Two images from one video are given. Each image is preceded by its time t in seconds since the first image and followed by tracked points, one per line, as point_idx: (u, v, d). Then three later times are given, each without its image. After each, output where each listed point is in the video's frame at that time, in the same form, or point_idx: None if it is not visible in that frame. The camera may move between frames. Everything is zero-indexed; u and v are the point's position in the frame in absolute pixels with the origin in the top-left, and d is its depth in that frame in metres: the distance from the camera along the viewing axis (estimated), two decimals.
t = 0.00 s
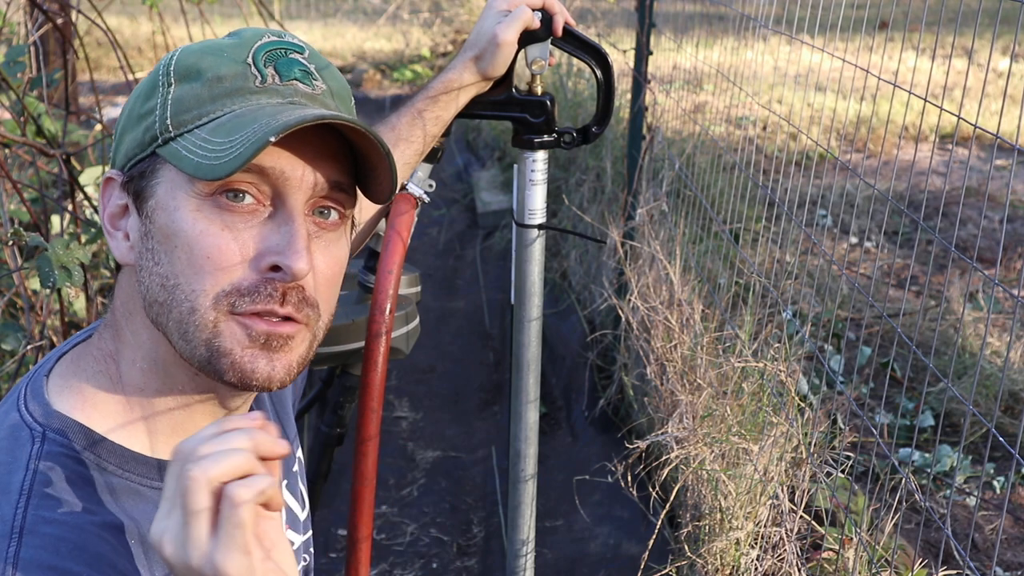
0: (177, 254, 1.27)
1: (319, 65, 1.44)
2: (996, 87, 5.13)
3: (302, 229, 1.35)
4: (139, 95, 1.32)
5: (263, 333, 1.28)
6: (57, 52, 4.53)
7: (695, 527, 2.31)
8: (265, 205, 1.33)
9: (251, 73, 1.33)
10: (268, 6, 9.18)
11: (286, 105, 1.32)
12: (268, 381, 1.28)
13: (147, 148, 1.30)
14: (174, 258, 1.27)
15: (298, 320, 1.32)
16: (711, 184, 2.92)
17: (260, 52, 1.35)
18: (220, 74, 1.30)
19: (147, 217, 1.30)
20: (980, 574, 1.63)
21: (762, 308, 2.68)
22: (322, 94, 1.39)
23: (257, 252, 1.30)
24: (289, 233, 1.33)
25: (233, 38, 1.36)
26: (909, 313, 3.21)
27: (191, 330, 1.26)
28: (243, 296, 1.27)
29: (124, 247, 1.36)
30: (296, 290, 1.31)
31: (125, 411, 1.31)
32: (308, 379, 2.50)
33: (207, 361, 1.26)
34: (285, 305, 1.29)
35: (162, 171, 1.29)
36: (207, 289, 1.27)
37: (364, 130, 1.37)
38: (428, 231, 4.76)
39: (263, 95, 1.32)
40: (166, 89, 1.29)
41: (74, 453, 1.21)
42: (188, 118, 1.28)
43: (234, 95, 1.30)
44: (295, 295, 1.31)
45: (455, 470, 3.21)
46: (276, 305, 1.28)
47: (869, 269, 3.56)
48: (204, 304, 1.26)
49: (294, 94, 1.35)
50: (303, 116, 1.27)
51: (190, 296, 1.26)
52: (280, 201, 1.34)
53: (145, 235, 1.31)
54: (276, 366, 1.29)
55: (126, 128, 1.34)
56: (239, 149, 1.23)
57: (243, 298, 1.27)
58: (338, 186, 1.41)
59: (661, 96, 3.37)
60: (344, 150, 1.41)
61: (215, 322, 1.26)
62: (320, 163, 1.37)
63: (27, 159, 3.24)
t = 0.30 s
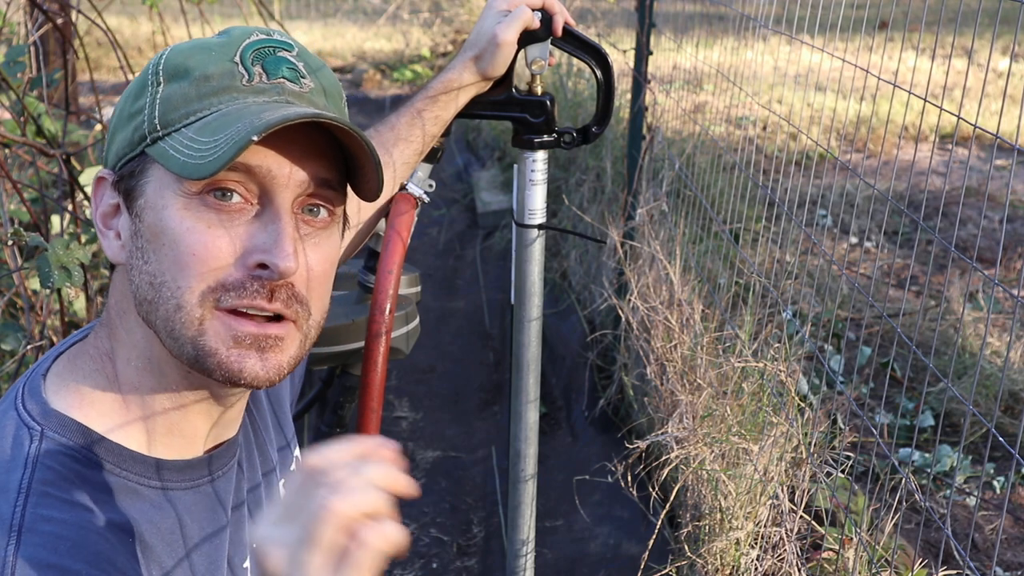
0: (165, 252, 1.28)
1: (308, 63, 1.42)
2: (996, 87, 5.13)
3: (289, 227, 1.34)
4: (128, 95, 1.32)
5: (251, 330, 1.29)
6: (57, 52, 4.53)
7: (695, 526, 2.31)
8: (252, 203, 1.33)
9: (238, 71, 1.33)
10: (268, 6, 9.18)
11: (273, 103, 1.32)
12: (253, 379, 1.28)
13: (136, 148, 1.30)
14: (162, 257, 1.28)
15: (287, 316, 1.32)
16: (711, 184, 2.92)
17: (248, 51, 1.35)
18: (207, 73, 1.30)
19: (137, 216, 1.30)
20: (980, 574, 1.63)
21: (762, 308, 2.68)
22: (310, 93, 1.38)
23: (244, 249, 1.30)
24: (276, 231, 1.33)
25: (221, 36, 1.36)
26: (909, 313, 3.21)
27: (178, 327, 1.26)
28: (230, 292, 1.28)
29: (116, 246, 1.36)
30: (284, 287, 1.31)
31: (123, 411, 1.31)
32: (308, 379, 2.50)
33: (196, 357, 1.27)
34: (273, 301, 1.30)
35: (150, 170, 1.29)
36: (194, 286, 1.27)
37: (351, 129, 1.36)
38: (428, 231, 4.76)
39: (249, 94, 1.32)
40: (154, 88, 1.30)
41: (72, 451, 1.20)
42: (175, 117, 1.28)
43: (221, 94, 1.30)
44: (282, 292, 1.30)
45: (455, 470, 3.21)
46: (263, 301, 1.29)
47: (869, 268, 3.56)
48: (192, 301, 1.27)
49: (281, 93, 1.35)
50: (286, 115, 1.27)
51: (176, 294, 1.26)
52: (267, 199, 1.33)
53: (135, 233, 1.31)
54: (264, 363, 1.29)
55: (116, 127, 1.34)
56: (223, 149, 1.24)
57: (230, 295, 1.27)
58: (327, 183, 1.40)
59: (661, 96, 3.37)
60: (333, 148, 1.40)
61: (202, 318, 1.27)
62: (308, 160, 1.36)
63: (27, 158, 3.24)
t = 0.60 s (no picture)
0: (164, 257, 1.28)
1: (313, 69, 1.41)
2: (996, 87, 5.13)
3: (288, 236, 1.33)
4: (132, 95, 1.32)
5: (248, 340, 1.27)
6: (58, 52, 4.53)
7: (695, 526, 2.31)
8: (252, 211, 1.32)
9: (242, 78, 1.32)
10: (268, 7, 9.18)
11: (275, 113, 1.31)
12: (252, 386, 1.28)
13: (138, 150, 1.30)
14: (161, 262, 1.28)
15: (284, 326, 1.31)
16: (711, 184, 2.92)
17: (252, 56, 1.34)
18: (211, 77, 1.30)
19: (137, 219, 1.31)
20: (980, 574, 1.63)
21: (762, 308, 2.68)
22: (314, 101, 1.37)
23: (243, 257, 1.30)
24: (275, 239, 1.32)
25: (228, 38, 1.35)
26: (909, 313, 3.21)
27: (175, 333, 1.27)
28: (229, 302, 1.27)
29: (116, 247, 1.36)
30: (281, 298, 1.30)
31: (122, 411, 1.31)
32: (308, 379, 2.50)
33: (193, 364, 1.27)
34: (269, 312, 1.28)
35: (151, 174, 1.30)
36: (192, 292, 1.27)
37: (352, 141, 1.35)
38: (428, 231, 4.76)
39: (253, 101, 1.31)
40: (157, 91, 1.29)
41: (71, 452, 1.21)
42: (177, 122, 1.28)
43: (223, 101, 1.30)
44: (279, 302, 1.29)
45: (455, 470, 3.21)
46: (259, 312, 1.28)
47: (869, 268, 3.56)
48: (189, 308, 1.27)
49: (283, 101, 1.34)
50: (288, 127, 1.26)
51: (176, 299, 1.27)
52: (267, 207, 1.33)
53: (136, 236, 1.32)
54: (262, 373, 1.29)
55: (119, 126, 1.34)
56: (223, 160, 1.24)
57: (228, 303, 1.27)
58: (328, 192, 1.39)
59: (661, 96, 3.37)
60: (336, 156, 1.39)
61: (202, 326, 1.27)
62: (310, 170, 1.36)
63: (27, 159, 3.24)
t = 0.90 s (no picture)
0: (173, 249, 1.28)
1: (312, 59, 1.43)
2: (996, 87, 5.13)
3: (296, 219, 1.34)
4: (135, 95, 1.33)
5: (259, 332, 1.27)
6: (58, 52, 4.53)
7: (695, 526, 2.31)
8: (258, 196, 1.33)
9: (244, 66, 1.32)
10: (268, 6, 9.18)
11: (278, 94, 1.31)
12: (253, 390, 1.28)
13: (143, 145, 1.30)
14: (170, 254, 1.28)
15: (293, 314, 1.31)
16: (711, 184, 2.92)
17: (252, 46, 1.35)
18: (212, 68, 1.30)
19: (143, 213, 1.30)
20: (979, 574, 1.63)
21: (762, 308, 2.68)
22: (315, 86, 1.38)
23: (251, 243, 1.30)
24: (282, 222, 1.33)
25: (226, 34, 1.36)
26: (909, 313, 3.21)
27: (187, 326, 1.26)
28: (241, 291, 1.27)
29: (122, 247, 1.36)
30: (291, 282, 1.31)
31: (126, 411, 1.31)
32: (308, 379, 2.50)
33: (203, 358, 1.26)
34: (281, 298, 1.29)
35: (157, 166, 1.29)
36: (203, 284, 1.27)
37: (354, 116, 1.35)
38: (428, 231, 4.76)
39: (255, 86, 1.31)
40: (160, 86, 1.30)
41: (77, 453, 1.21)
42: (181, 113, 1.28)
43: (226, 87, 1.30)
44: (290, 287, 1.30)
45: (455, 470, 3.21)
46: (271, 299, 1.28)
47: (869, 269, 3.56)
48: (201, 300, 1.27)
49: (285, 86, 1.34)
50: (291, 102, 1.27)
51: (187, 292, 1.27)
52: (273, 191, 1.34)
53: (142, 231, 1.31)
54: (263, 375, 1.28)
55: (123, 128, 1.35)
56: (229, 137, 1.23)
57: (240, 292, 1.27)
58: (333, 171, 1.41)
59: (661, 96, 3.37)
60: (339, 139, 1.41)
61: (214, 323, 1.26)
62: (315, 150, 1.37)
63: (27, 159, 3.24)
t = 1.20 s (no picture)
0: (165, 258, 1.27)
1: (317, 70, 1.42)
2: (996, 87, 5.13)
3: (289, 238, 1.34)
4: (137, 95, 1.32)
5: (240, 353, 1.28)
6: (58, 52, 4.53)
7: (695, 526, 2.31)
8: (254, 211, 1.33)
9: (246, 78, 1.32)
10: (268, 7, 9.18)
11: (279, 113, 1.32)
12: (240, 403, 1.28)
13: (142, 149, 1.30)
14: (162, 262, 1.27)
15: (281, 332, 1.32)
16: (711, 184, 2.92)
17: (257, 57, 1.34)
18: (215, 77, 1.30)
19: (139, 218, 1.30)
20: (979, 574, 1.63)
21: (762, 309, 2.68)
22: (318, 101, 1.38)
23: (244, 258, 1.30)
24: (276, 241, 1.33)
25: (232, 39, 1.36)
26: (909, 313, 3.21)
27: (173, 337, 1.27)
28: (228, 307, 1.27)
29: (119, 247, 1.36)
30: (281, 300, 1.31)
31: (122, 411, 1.31)
32: (308, 379, 2.50)
33: (187, 369, 1.27)
34: (269, 318, 1.29)
35: (154, 173, 1.29)
36: (192, 296, 1.27)
37: (354, 141, 1.35)
38: (428, 231, 4.76)
39: (256, 101, 1.32)
40: (162, 91, 1.30)
41: (72, 451, 1.21)
42: (181, 122, 1.28)
43: (227, 100, 1.30)
44: (279, 307, 1.30)
45: (455, 470, 3.21)
46: (259, 318, 1.29)
47: (869, 269, 3.56)
48: (189, 312, 1.27)
49: (287, 101, 1.34)
50: (289, 128, 1.27)
51: (176, 302, 1.27)
52: (269, 208, 1.33)
53: (137, 236, 1.31)
54: (249, 389, 1.29)
55: (125, 127, 1.34)
56: (225, 160, 1.24)
57: (227, 309, 1.27)
58: (332, 188, 1.40)
59: (661, 96, 3.37)
60: (339, 155, 1.40)
61: (197, 334, 1.27)
62: (312, 170, 1.36)
63: (27, 158, 3.24)
